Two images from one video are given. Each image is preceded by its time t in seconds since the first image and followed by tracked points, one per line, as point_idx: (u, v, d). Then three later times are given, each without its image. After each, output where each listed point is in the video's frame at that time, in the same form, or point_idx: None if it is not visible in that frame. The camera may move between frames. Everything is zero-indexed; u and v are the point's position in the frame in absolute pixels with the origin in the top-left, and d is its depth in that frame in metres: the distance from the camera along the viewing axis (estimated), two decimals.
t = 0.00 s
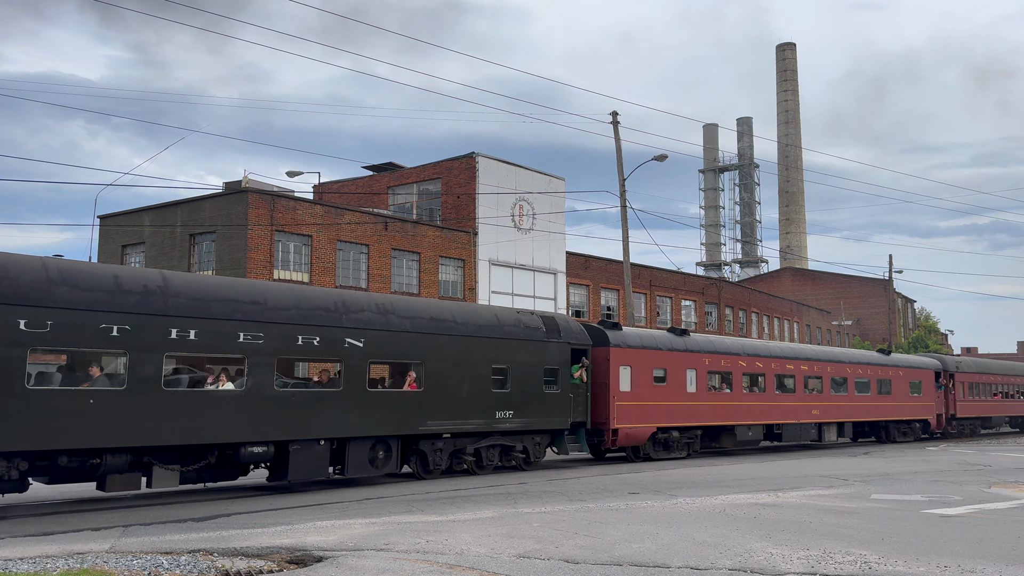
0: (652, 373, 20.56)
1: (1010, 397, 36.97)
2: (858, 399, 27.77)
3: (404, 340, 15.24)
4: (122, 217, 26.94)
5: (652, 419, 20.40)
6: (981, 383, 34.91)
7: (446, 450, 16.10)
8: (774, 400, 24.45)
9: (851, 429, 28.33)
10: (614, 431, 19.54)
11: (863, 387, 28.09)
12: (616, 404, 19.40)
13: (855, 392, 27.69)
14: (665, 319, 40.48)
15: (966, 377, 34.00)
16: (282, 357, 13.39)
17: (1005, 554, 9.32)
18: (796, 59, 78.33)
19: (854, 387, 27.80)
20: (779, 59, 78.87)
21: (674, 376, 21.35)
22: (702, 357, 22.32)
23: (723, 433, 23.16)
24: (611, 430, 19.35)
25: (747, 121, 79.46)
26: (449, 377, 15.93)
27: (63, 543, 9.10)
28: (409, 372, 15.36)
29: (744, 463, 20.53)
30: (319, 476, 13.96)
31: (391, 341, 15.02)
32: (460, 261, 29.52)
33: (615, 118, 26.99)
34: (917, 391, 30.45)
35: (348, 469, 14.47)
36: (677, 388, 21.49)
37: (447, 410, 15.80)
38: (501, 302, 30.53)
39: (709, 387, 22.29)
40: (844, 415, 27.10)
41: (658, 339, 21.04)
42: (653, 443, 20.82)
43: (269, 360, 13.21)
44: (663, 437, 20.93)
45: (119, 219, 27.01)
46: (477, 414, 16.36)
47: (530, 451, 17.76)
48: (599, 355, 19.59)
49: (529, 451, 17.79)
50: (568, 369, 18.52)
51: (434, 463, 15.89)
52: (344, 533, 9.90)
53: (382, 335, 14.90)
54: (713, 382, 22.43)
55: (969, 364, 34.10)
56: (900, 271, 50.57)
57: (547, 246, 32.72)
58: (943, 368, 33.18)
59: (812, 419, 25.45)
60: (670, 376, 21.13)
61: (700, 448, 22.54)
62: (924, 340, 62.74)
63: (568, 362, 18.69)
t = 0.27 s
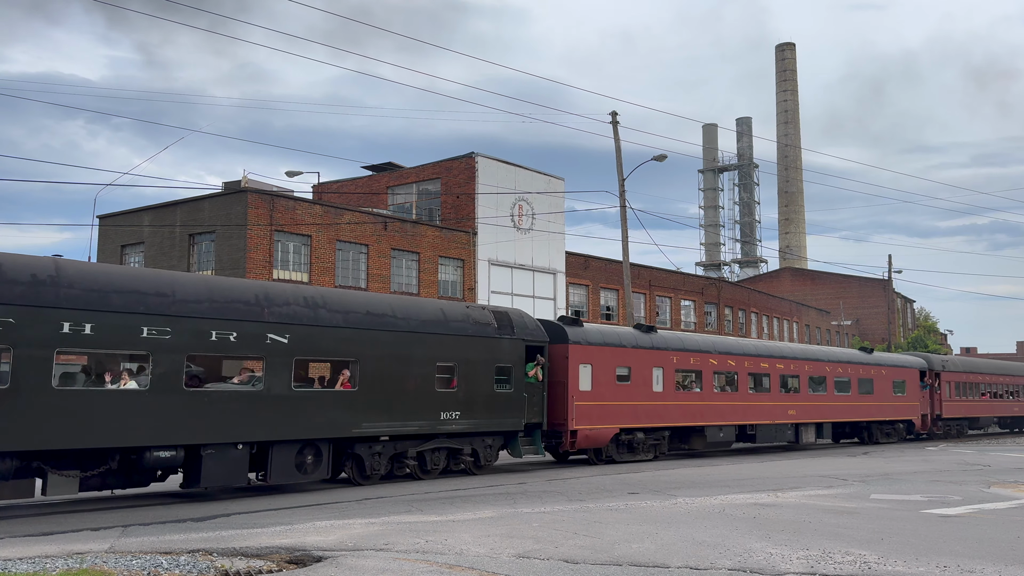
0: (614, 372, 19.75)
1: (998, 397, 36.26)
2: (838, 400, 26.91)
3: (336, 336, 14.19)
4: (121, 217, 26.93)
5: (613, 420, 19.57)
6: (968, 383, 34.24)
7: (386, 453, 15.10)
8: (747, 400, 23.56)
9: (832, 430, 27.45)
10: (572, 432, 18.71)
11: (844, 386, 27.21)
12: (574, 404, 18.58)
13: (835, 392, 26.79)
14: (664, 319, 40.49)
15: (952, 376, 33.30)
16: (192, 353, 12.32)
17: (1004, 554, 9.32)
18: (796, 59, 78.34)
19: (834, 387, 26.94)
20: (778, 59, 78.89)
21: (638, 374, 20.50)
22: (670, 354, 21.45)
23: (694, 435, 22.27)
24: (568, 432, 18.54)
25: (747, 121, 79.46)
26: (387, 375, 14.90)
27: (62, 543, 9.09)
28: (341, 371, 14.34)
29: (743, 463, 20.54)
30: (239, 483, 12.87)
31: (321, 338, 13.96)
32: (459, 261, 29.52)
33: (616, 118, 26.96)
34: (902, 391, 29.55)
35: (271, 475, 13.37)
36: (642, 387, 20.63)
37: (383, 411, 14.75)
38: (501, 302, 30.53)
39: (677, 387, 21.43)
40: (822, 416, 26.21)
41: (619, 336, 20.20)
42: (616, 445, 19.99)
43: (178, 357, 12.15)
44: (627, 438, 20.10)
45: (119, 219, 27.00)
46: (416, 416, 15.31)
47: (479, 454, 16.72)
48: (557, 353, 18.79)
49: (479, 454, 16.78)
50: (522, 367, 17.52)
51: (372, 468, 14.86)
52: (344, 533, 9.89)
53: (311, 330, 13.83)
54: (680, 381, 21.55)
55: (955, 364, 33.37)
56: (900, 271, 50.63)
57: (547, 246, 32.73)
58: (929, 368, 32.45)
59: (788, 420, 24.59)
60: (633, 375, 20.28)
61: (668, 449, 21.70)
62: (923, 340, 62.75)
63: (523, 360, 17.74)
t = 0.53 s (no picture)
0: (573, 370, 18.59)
1: (987, 397, 35.28)
2: (816, 400, 25.73)
3: (254, 332, 13.04)
4: (121, 217, 26.92)
5: (571, 422, 18.39)
6: (954, 382, 33.22)
7: (315, 458, 13.94)
8: (719, 400, 22.37)
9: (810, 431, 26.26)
10: (526, 434, 17.52)
11: (823, 386, 26.04)
12: (529, 404, 17.41)
13: (814, 392, 25.66)
14: (664, 319, 40.50)
15: (937, 375, 32.23)
16: (87, 350, 11.23)
17: (1004, 554, 9.33)
18: (795, 59, 78.35)
19: (813, 387, 25.78)
20: (778, 59, 78.88)
21: (600, 373, 19.31)
22: (636, 352, 20.30)
23: (662, 436, 21.05)
24: (523, 433, 17.36)
25: (746, 121, 79.44)
26: (311, 375, 13.74)
27: (61, 543, 9.10)
28: (264, 371, 13.24)
29: (742, 463, 20.55)
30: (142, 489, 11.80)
31: (239, 334, 12.86)
32: (459, 261, 29.52)
33: (615, 118, 26.94)
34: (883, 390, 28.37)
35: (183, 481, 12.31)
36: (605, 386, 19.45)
37: (310, 413, 13.66)
38: (500, 302, 30.54)
39: (643, 385, 20.26)
40: (799, 417, 25.04)
41: (579, 332, 19.02)
42: (576, 447, 18.83)
43: (70, 354, 11.06)
44: (587, 440, 18.93)
45: (118, 219, 26.99)
46: (349, 418, 14.21)
47: (423, 458, 15.65)
48: (512, 350, 17.66)
49: (422, 458, 15.71)
50: (471, 365, 16.40)
51: (300, 475, 13.71)
52: (343, 533, 9.90)
53: (227, 325, 12.71)
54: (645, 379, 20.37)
55: (942, 363, 32.41)
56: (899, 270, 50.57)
57: (546, 246, 32.74)
58: (914, 366, 31.48)
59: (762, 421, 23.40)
60: (594, 374, 19.10)
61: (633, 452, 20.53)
62: (923, 340, 62.76)
63: (472, 357, 16.56)
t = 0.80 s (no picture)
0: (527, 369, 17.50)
1: (974, 397, 34.66)
2: (793, 400, 24.72)
3: (157, 327, 11.85)
4: (120, 217, 26.90)
5: (526, 424, 17.28)
6: (940, 382, 32.46)
7: (233, 464, 12.73)
8: (688, 399, 21.33)
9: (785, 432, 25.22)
10: (476, 437, 16.38)
11: (800, 385, 25.10)
12: (479, 405, 16.30)
13: (792, 392, 24.67)
14: (663, 319, 40.52)
15: (922, 374, 31.41)
16: (31, 349, 10.62)
17: (1003, 554, 9.33)
18: (795, 60, 78.35)
19: (789, 386, 24.78)
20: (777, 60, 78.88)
21: (558, 371, 18.21)
22: (597, 350, 19.21)
23: (626, 438, 19.97)
24: (471, 436, 16.22)
25: (746, 121, 79.43)
26: (225, 374, 12.53)
27: (61, 543, 9.09)
28: (174, 370, 12.07)
29: (742, 463, 20.55)
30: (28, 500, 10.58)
31: (143, 330, 11.70)
32: (459, 261, 29.52)
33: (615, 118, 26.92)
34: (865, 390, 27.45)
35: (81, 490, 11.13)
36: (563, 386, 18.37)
37: (226, 416, 12.49)
38: (500, 302, 30.54)
39: (606, 384, 19.18)
40: (775, 417, 24.03)
41: (535, 328, 17.93)
42: (532, 450, 17.74)
43: (84, 354, 11.09)
44: (544, 443, 17.83)
45: (118, 219, 26.98)
46: (271, 421, 13.03)
47: (358, 463, 14.40)
48: (460, 347, 16.55)
49: (357, 463, 14.45)
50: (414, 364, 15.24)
51: (215, 481, 12.51)
52: (343, 533, 9.90)
53: (179, 322, 12.09)
54: (607, 378, 19.29)
55: (926, 361, 31.62)
56: (898, 270, 50.58)
57: (546, 246, 32.74)
58: (898, 366, 30.67)
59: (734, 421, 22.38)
60: (551, 373, 18.01)
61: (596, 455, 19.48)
62: (922, 340, 62.79)
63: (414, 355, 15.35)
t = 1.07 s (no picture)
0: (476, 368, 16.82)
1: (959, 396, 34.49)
2: (766, 399, 24.20)
3: (108, 324, 11.49)
4: (119, 218, 26.89)
5: (474, 425, 16.58)
6: (924, 381, 32.19)
7: (140, 470, 11.82)
8: (652, 399, 20.76)
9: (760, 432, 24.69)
10: (419, 439, 15.68)
11: (775, 385, 24.61)
12: (421, 405, 15.61)
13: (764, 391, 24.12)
14: (663, 319, 40.53)
15: (907, 373, 31.12)
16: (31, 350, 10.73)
17: (1003, 554, 9.33)
18: (794, 60, 78.36)
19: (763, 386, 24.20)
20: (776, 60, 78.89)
21: (510, 371, 17.52)
22: (554, 348, 18.58)
23: (587, 440, 19.36)
24: (414, 438, 15.51)
25: (745, 121, 79.41)
26: (127, 369, 11.60)
27: (60, 543, 9.10)
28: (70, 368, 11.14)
29: (742, 463, 20.57)
30: None
31: (31, 326, 10.74)
32: (459, 261, 29.52)
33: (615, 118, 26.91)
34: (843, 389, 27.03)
35: None
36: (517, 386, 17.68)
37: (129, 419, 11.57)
38: (499, 302, 30.55)
39: (562, 384, 18.54)
40: (747, 417, 23.46)
41: (484, 325, 17.22)
42: (483, 453, 17.03)
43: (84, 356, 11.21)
44: (495, 445, 17.12)
45: (117, 219, 26.97)
46: (182, 424, 12.10)
47: (284, 469, 13.49)
48: (403, 344, 15.82)
49: (282, 468, 13.57)
50: (346, 362, 14.31)
51: (118, 489, 11.60)
52: (342, 533, 9.89)
53: (174, 323, 12.18)
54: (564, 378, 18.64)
55: (910, 361, 31.23)
56: (899, 270, 50.68)
57: (546, 246, 32.74)
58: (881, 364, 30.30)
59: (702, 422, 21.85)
60: (503, 372, 17.34)
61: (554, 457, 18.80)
62: (921, 340, 62.80)
63: (345, 353, 14.39)
